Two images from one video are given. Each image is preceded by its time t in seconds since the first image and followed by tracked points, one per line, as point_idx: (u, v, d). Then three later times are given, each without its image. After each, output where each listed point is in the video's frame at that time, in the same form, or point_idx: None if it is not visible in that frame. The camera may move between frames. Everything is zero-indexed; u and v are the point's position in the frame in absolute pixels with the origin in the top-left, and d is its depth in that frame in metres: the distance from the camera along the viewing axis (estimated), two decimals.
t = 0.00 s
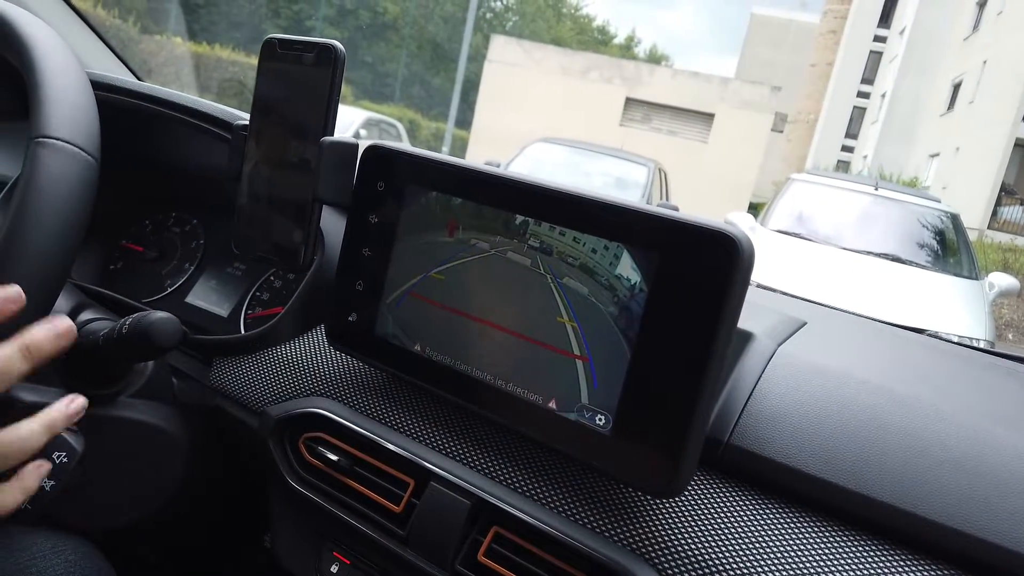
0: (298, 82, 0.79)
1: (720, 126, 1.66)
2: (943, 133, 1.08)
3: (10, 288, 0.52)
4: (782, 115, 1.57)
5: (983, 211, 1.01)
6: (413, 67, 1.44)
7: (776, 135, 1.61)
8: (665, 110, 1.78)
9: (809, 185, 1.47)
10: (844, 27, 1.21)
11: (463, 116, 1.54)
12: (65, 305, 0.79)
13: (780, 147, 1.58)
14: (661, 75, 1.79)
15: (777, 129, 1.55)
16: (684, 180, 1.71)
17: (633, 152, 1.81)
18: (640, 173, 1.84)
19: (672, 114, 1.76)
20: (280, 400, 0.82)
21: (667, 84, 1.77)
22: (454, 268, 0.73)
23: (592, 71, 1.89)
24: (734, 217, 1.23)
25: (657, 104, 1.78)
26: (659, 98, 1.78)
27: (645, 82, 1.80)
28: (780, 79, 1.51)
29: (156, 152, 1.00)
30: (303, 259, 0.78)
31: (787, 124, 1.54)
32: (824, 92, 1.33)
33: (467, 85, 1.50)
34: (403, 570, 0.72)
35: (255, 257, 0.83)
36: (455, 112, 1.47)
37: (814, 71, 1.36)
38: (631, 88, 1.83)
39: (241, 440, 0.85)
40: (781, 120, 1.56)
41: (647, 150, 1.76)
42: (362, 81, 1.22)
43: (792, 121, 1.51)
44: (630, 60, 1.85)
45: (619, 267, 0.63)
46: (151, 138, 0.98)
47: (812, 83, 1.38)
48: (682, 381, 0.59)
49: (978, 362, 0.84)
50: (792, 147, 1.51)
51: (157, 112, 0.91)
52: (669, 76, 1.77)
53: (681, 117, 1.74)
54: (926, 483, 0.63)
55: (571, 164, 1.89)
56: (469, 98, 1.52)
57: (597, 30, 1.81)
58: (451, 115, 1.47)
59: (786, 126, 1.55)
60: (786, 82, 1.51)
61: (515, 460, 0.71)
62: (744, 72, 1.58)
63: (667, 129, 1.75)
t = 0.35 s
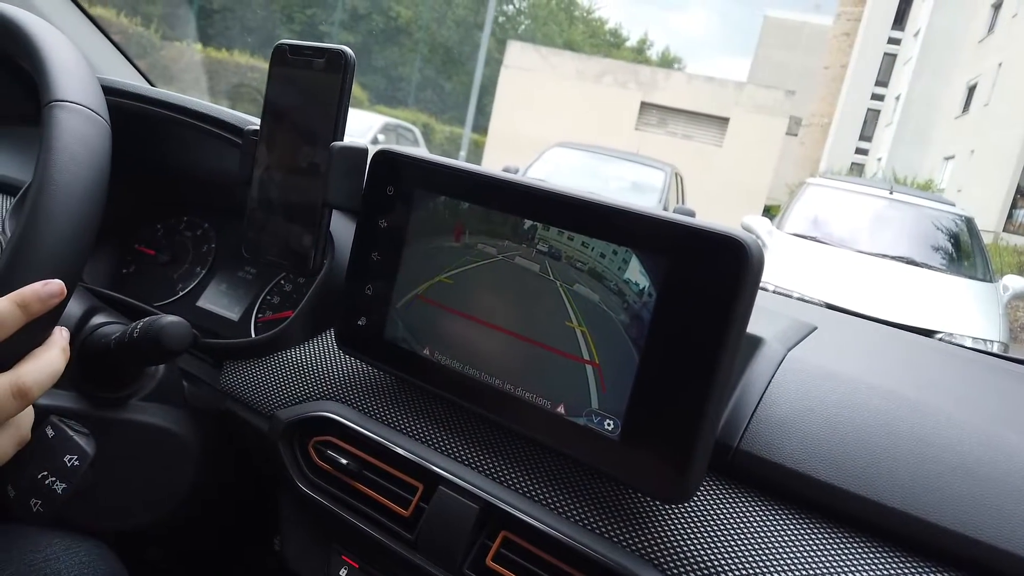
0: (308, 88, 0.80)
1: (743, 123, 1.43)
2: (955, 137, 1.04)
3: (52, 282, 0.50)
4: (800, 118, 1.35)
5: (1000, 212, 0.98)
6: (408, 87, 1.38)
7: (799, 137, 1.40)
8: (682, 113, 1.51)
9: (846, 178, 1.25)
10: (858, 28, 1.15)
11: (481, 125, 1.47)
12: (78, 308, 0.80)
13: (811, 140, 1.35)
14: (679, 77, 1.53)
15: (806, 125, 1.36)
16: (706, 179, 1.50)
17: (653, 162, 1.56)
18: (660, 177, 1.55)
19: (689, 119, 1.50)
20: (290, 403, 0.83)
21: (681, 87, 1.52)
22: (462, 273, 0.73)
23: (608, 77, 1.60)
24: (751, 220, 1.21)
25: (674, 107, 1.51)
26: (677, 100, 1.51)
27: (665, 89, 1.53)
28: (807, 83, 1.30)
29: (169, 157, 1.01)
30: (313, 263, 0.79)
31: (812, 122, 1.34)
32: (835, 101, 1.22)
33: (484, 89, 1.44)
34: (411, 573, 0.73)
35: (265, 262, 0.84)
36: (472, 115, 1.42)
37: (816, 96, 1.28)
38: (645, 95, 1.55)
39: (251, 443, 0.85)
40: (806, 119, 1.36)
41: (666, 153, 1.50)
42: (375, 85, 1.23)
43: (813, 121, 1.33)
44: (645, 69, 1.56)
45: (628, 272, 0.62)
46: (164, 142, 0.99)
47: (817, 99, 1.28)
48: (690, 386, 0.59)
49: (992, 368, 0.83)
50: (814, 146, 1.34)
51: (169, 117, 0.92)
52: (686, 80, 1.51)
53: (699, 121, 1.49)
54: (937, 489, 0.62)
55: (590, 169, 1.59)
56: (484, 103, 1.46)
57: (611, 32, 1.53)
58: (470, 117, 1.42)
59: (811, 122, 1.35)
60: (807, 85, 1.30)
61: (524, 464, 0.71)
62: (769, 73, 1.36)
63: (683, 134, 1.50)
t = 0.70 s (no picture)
0: (318, 90, 0.81)
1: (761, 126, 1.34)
2: (970, 139, 1.11)
3: (62, 287, 0.50)
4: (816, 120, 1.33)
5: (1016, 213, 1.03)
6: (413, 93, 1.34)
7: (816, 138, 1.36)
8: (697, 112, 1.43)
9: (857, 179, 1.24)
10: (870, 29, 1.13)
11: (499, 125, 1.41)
12: (90, 309, 0.80)
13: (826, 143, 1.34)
14: (692, 80, 1.47)
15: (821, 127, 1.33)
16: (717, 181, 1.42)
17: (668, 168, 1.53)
18: (675, 181, 1.51)
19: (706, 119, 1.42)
20: (299, 404, 0.83)
21: (696, 88, 1.45)
22: (471, 274, 0.73)
23: (622, 81, 1.53)
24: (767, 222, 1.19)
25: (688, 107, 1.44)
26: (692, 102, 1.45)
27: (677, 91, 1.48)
28: (817, 87, 1.28)
29: (181, 159, 1.01)
30: (322, 264, 0.79)
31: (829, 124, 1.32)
32: (851, 100, 1.19)
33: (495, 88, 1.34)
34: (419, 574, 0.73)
35: (274, 263, 0.84)
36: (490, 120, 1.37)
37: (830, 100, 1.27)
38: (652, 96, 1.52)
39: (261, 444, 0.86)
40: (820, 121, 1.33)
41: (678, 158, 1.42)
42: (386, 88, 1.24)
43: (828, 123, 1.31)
44: (656, 71, 1.51)
45: (636, 273, 0.62)
46: (176, 145, 1.00)
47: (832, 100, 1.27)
48: (699, 387, 0.58)
49: (1006, 370, 0.82)
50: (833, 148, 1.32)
51: (182, 120, 0.93)
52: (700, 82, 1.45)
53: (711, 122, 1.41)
54: (947, 492, 0.61)
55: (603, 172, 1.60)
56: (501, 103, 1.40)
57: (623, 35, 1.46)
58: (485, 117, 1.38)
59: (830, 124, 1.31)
60: (819, 86, 1.28)
61: (531, 465, 0.71)
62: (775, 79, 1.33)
63: (697, 136, 1.42)
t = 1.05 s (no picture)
0: (327, 90, 0.81)
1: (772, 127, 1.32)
2: (982, 138, 1.04)
3: (72, 285, 0.50)
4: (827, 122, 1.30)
5: None
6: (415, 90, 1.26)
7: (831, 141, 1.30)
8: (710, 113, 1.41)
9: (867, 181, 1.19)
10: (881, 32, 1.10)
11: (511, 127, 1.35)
12: (101, 309, 0.80)
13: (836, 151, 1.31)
14: (704, 82, 1.44)
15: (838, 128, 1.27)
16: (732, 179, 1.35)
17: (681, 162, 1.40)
18: (692, 182, 1.35)
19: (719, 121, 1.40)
20: (309, 404, 0.83)
21: (708, 92, 1.42)
22: (480, 274, 0.73)
23: (636, 84, 1.50)
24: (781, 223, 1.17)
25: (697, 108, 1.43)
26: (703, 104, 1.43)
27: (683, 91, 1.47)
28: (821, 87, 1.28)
29: (192, 160, 1.02)
30: (332, 264, 0.79)
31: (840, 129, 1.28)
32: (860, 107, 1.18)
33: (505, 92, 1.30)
34: (429, 574, 0.73)
35: (284, 263, 0.84)
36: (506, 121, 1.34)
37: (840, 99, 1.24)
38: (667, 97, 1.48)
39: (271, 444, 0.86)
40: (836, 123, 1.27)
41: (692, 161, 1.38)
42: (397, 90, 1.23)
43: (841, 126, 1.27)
44: (672, 75, 1.47)
45: (647, 273, 0.62)
46: (187, 146, 1.00)
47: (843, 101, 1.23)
48: (710, 387, 0.58)
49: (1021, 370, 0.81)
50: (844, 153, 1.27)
51: (192, 120, 0.94)
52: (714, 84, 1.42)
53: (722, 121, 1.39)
54: (963, 493, 0.61)
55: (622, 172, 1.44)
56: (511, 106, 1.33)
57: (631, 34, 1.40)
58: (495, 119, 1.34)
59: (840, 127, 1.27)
60: (830, 88, 1.26)
61: (541, 465, 0.71)
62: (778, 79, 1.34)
63: (710, 138, 1.39)
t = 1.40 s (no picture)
0: (336, 86, 0.81)
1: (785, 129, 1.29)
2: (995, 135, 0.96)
3: (85, 279, 0.50)
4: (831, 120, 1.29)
5: None
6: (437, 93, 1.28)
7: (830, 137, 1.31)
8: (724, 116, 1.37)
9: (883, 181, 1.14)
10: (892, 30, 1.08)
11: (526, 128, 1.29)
12: (111, 305, 0.80)
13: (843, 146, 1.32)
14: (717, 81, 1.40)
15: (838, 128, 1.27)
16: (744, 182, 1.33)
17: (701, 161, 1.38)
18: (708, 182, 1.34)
19: (732, 124, 1.35)
20: (318, 400, 0.83)
21: (722, 91, 1.38)
22: (490, 270, 0.73)
23: (648, 83, 1.46)
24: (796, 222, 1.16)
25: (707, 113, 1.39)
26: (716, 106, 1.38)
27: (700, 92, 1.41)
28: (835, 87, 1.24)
29: (201, 158, 1.02)
30: (341, 260, 0.79)
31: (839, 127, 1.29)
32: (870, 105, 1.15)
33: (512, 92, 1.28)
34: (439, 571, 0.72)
35: (294, 259, 0.84)
36: (523, 121, 1.29)
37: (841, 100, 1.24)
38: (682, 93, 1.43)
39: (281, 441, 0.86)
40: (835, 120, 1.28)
41: (709, 160, 1.37)
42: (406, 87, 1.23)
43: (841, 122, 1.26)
44: (686, 75, 1.41)
45: (659, 268, 0.62)
46: (197, 143, 1.00)
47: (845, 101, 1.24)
48: (723, 384, 0.58)
49: None
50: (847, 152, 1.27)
51: (203, 117, 0.94)
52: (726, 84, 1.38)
53: (739, 121, 1.34)
54: (976, 489, 0.60)
55: (646, 174, 1.40)
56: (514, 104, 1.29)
57: (639, 31, 1.33)
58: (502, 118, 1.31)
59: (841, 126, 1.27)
60: (841, 86, 1.23)
61: (551, 462, 0.71)
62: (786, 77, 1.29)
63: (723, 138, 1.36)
